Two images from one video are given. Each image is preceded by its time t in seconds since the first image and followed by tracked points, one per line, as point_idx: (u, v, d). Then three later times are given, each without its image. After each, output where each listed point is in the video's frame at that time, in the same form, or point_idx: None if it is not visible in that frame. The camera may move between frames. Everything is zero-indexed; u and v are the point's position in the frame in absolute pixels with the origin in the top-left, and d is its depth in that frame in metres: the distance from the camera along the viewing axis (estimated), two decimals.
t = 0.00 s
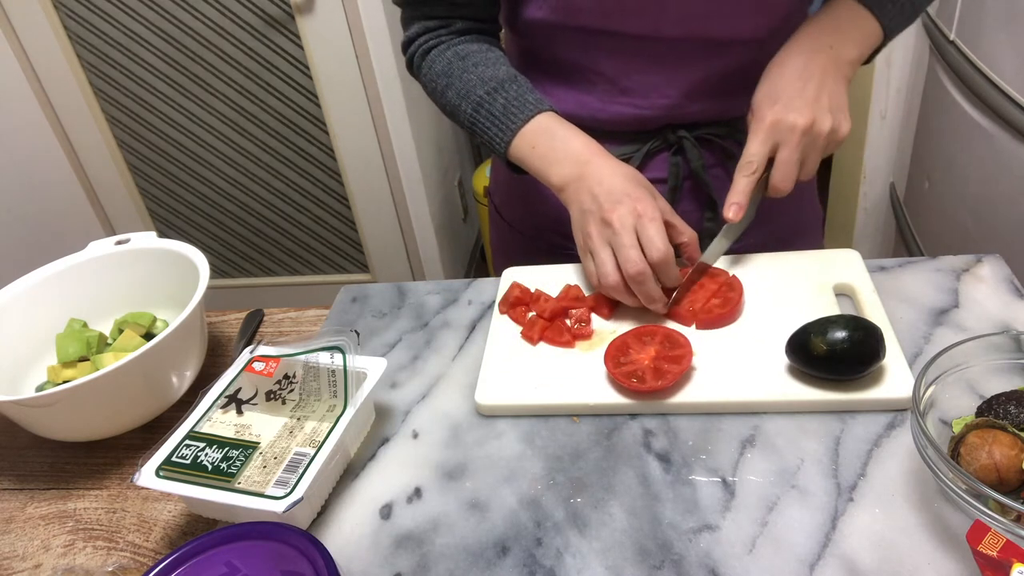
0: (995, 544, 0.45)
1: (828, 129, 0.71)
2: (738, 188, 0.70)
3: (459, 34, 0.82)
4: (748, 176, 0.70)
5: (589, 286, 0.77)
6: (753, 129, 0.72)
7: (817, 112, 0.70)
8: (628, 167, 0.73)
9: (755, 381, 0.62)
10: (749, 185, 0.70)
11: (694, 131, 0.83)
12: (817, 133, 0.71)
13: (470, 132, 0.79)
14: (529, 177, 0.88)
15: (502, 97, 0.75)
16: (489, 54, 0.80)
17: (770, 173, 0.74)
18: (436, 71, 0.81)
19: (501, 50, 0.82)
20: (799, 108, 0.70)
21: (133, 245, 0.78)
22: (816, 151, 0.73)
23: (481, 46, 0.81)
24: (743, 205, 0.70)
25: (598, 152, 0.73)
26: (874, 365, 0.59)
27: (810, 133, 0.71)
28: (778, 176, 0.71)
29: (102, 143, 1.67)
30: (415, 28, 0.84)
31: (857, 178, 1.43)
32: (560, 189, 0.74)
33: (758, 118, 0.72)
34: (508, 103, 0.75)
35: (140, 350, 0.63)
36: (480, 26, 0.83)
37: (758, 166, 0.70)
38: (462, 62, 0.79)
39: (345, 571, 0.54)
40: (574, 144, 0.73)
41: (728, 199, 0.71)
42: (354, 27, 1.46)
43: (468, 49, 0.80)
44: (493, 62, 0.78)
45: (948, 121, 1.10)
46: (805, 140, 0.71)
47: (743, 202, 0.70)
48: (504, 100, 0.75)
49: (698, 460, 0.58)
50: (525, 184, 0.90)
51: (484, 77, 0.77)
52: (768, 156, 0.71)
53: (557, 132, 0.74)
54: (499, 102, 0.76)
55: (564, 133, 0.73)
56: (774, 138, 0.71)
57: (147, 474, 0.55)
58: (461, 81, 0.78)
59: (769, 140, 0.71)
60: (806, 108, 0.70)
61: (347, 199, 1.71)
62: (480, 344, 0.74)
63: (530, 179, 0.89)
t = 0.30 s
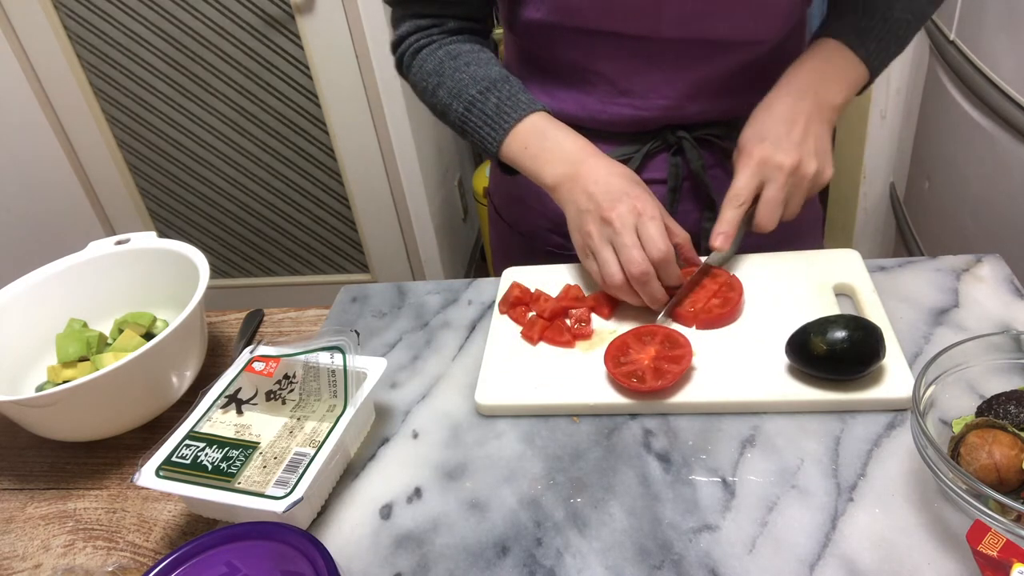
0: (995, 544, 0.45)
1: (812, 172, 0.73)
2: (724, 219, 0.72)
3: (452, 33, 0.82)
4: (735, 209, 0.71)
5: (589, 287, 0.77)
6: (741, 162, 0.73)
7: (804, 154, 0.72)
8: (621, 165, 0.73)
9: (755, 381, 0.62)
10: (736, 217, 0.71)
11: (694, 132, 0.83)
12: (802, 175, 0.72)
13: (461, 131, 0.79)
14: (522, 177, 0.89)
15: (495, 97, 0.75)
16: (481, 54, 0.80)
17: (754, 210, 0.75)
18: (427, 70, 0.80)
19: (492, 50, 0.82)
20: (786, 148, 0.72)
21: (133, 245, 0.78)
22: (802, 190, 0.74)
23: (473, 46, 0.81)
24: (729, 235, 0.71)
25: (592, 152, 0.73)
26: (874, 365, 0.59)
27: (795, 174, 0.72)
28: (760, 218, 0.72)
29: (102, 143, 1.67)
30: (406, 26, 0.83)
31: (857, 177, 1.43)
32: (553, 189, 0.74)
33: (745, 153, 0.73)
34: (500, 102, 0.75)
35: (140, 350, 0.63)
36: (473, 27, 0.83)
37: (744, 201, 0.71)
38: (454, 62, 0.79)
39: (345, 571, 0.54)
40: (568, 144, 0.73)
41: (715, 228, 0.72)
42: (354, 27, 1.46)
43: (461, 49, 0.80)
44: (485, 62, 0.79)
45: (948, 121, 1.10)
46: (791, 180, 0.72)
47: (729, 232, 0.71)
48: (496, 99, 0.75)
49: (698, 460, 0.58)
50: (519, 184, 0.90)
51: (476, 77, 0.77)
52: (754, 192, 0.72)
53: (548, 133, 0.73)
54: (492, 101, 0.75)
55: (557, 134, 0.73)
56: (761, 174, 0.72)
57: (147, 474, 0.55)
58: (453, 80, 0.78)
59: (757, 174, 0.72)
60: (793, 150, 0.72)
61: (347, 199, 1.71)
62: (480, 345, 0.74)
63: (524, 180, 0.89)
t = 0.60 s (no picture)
0: (995, 544, 0.45)
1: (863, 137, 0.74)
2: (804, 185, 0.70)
3: (427, 29, 0.78)
4: (812, 171, 0.70)
5: (588, 287, 0.77)
6: (805, 125, 0.72)
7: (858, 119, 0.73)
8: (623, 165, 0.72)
9: (755, 381, 0.62)
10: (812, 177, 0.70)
11: (693, 132, 0.83)
12: (857, 140, 0.73)
13: (433, 128, 0.74)
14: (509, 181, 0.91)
15: (481, 91, 0.72)
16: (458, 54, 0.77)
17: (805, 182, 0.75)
18: (401, 62, 0.75)
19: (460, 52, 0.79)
20: (842, 112, 0.72)
21: (133, 245, 0.78)
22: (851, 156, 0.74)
23: (447, 45, 0.78)
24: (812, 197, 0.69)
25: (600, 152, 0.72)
26: (874, 365, 0.59)
27: (852, 139, 0.73)
28: (823, 181, 0.72)
29: (102, 143, 1.67)
30: (375, 16, 0.77)
31: (857, 177, 1.43)
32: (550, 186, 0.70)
33: (803, 120, 0.72)
34: (488, 96, 0.72)
35: (140, 350, 0.63)
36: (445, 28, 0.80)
37: (820, 162, 0.71)
38: (433, 55, 0.75)
39: (345, 571, 0.54)
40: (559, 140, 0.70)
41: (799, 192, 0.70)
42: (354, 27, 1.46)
43: (438, 45, 0.76)
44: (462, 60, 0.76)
45: (948, 120, 1.10)
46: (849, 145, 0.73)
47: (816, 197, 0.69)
48: (483, 93, 0.72)
49: (698, 460, 0.58)
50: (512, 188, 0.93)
51: (459, 71, 0.73)
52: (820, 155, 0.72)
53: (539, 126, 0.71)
54: (478, 94, 0.72)
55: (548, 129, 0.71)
56: (826, 138, 0.71)
57: (147, 474, 0.55)
58: (432, 73, 0.74)
59: (823, 138, 0.71)
60: (849, 115, 0.72)
61: (347, 199, 1.71)
62: (480, 345, 0.74)
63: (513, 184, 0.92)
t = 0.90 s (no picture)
0: (995, 544, 0.45)
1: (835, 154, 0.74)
2: (759, 209, 0.71)
3: (435, 29, 0.79)
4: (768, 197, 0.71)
5: (588, 287, 0.77)
6: (768, 151, 0.72)
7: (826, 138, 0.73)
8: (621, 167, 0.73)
9: (755, 381, 0.62)
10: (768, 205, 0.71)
11: (692, 132, 0.83)
12: (827, 158, 0.73)
13: (442, 130, 0.76)
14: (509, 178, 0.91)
15: (486, 94, 0.74)
16: (465, 53, 0.78)
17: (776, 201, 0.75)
18: (410, 64, 0.77)
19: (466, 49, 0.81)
20: (809, 134, 0.72)
21: (133, 245, 0.78)
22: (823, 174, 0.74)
23: (455, 44, 0.79)
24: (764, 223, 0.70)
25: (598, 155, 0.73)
26: (874, 365, 0.59)
27: (821, 157, 0.73)
28: (785, 203, 0.72)
29: (102, 143, 1.67)
30: (386, 17, 0.79)
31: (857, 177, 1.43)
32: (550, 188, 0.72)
33: (769, 142, 0.72)
34: (492, 100, 0.74)
35: (140, 350, 0.63)
36: (455, 25, 0.81)
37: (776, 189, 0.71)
38: (439, 56, 0.76)
39: (345, 571, 0.54)
40: (558, 142, 0.73)
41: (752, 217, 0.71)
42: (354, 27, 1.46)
43: (446, 45, 0.78)
44: (470, 61, 0.77)
45: (948, 120, 1.10)
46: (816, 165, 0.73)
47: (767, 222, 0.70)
48: (488, 96, 0.74)
49: (698, 460, 0.58)
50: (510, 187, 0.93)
51: (465, 73, 0.75)
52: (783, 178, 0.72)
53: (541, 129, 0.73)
54: (483, 97, 0.74)
55: (550, 132, 0.73)
56: (790, 161, 0.72)
57: (147, 474, 0.55)
58: (439, 76, 0.75)
59: (785, 162, 0.71)
60: (816, 134, 0.72)
61: (347, 199, 1.71)
62: (480, 345, 0.74)
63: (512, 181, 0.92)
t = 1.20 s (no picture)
0: (995, 544, 0.45)
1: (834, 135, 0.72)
2: (749, 189, 0.69)
3: (453, 31, 0.82)
4: (759, 177, 0.69)
5: (588, 287, 0.77)
6: (761, 133, 0.71)
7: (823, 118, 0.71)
8: (619, 163, 0.72)
9: (755, 381, 0.62)
10: (758, 185, 0.69)
11: (687, 134, 0.83)
12: (824, 139, 0.71)
13: (463, 128, 0.80)
14: (523, 173, 0.88)
15: (497, 93, 0.76)
16: (483, 52, 0.80)
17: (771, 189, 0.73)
18: (430, 68, 0.81)
19: (495, 49, 0.83)
20: (804, 113, 0.71)
21: (133, 245, 0.78)
22: (821, 157, 0.73)
23: (475, 43, 0.81)
24: (755, 205, 0.68)
25: (596, 152, 0.73)
26: (874, 365, 0.59)
27: (817, 138, 0.71)
28: (781, 182, 0.70)
29: (101, 143, 1.66)
30: (409, 24, 0.83)
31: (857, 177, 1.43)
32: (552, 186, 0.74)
33: (763, 124, 0.72)
34: (502, 99, 0.75)
35: (140, 350, 0.63)
36: (475, 24, 0.84)
37: (768, 168, 0.69)
38: (456, 59, 0.79)
39: (345, 570, 0.54)
40: (556, 142, 0.73)
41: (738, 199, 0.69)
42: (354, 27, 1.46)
43: (463, 46, 0.80)
44: (487, 59, 0.79)
45: (948, 120, 1.10)
46: (813, 144, 0.71)
47: (757, 202, 0.68)
48: (498, 96, 0.76)
49: (698, 460, 0.58)
50: (519, 181, 0.90)
51: (477, 74, 0.77)
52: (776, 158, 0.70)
53: (548, 127, 0.74)
54: (494, 98, 0.76)
55: (548, 131, 0.74)
56: (783, 141, 0.70)
57: (147, 474, 0.55)
58: (456, 78, 0.79)
59: (778, 141, 0.70)
60: (812, 114, 0.71)
61: (347, 199, 1.71)
62: (480, 345, 0.74)
63: (524, 176, 0.89)
